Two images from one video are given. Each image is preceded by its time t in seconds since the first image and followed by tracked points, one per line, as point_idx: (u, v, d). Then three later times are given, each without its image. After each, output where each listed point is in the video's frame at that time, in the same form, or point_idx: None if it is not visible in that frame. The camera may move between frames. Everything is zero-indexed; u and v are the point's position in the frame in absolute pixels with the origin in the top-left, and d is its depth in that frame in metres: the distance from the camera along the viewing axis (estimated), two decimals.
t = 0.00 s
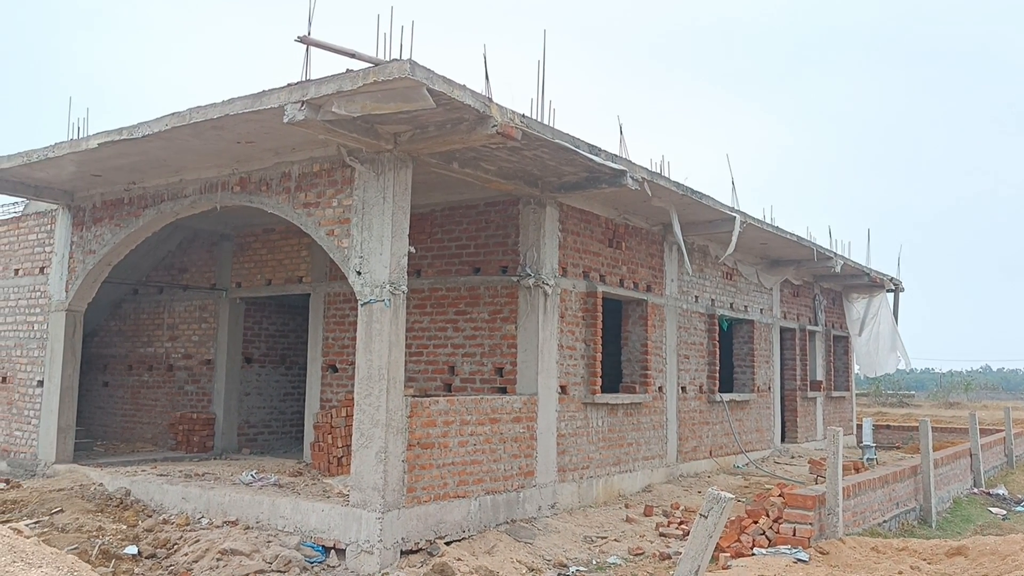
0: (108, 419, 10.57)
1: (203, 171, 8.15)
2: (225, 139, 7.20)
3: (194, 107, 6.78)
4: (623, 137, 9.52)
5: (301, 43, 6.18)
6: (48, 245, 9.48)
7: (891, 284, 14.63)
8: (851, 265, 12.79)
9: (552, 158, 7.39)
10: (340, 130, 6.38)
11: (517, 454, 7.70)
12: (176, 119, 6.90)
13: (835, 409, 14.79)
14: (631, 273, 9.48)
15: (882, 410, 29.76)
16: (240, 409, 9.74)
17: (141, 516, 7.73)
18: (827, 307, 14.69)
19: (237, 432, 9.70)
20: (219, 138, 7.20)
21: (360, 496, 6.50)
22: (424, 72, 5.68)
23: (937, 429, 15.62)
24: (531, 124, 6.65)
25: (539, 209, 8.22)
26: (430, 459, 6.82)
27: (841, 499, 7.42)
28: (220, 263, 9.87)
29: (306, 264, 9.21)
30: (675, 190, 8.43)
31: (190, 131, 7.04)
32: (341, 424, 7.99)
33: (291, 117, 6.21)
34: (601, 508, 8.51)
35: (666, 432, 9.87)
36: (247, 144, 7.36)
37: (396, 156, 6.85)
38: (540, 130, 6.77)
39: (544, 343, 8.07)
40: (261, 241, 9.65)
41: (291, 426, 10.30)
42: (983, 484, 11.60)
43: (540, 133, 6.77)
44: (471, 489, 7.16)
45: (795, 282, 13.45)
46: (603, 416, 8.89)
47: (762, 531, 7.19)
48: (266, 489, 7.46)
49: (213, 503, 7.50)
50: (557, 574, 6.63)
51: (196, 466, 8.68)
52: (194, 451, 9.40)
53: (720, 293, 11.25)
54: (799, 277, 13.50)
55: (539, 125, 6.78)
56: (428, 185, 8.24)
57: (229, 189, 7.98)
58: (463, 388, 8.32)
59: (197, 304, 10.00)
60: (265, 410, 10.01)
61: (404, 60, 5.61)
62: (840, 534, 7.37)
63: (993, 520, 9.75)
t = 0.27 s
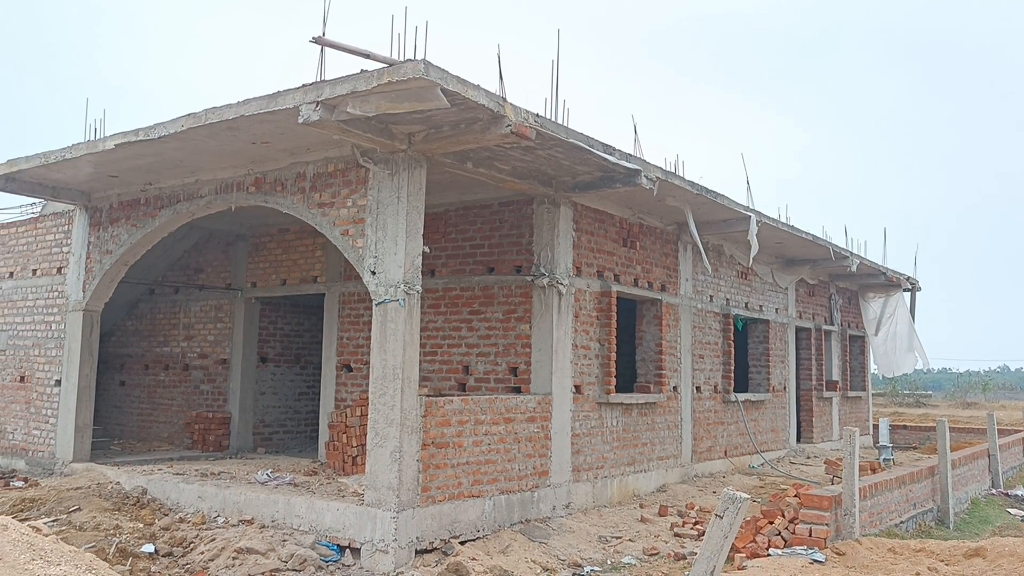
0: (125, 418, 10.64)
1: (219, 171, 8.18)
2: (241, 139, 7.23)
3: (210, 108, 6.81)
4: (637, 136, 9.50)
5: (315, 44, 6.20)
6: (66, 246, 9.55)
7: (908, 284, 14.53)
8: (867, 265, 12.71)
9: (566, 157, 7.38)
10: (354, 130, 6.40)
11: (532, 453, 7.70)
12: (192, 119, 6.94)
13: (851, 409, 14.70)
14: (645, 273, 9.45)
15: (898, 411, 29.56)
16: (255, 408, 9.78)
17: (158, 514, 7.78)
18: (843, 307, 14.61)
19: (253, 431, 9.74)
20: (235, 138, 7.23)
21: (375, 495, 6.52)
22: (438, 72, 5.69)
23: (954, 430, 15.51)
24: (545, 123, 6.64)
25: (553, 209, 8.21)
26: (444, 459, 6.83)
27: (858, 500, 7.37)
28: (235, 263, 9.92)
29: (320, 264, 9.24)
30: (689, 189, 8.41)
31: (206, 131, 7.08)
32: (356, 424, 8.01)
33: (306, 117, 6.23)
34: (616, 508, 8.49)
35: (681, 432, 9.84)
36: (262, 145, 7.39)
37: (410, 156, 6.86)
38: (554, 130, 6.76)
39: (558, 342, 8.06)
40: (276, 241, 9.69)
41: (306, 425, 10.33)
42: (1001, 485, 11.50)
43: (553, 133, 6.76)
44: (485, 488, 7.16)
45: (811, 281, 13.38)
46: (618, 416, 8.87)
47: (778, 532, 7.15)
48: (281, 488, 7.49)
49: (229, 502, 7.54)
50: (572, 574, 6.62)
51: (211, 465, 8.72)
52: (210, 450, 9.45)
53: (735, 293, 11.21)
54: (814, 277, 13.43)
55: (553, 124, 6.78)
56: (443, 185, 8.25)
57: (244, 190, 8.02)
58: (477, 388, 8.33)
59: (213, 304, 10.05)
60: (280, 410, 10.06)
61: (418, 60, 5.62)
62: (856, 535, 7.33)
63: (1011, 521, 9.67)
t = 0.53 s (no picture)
0: (144, 420, 10.72)
1: (236, 175, 8.23)
2: (258, 142, 7.28)
3: (228, 112, 6.86)
4: (653, 137, 9.48)
5: (332, 47, 6.23)
6: (85, 249, 9.64)
7: (927, 285, 14.42)
8: (885, 266, 12.62)
9: (582, 159, 7.37)
10: (371, 133, 6.42)
11: (548, 456, 7.69)
12: (210, 123, 6.98)
13: (869, 411, 14.60)
14: (661, 275, 9.43)
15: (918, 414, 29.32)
16: (272, 410, 9.83)
17: (177, 515, 7.83)
18: (861, 309, 14.52)
19: (270, 433, 9.79)
20: (252, 142, 7.27)
21: (392, 497, 6.54)
22: (454, 75, 5.70)
23: (975, 432, 15.36)
24: (561, 125, 6.64)
25: (569, 211, 8.21)
26: (461, 461, 6.84)
27: (877, 503, 7.33)
28: (252, 265, 9.98)
29: (337, 266, 9.27)
30: (706, 190, 8.38)
31: (224, 135, 7.13)
32: (372, 426, 8.03)
33: (322, 120, 6.25)
34: (632, 511, 8.47)
35: (698, 434, 9.80)
36: (279, 148, 7.43)
37: (426, 159, 6.88)
38: (570, 132, 6.76)
39: (574, 344, 8.05)
40: (293, 244, 9.73)
41: (323, 427, 10.37)
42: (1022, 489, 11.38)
43: (569, 134, 6.76)
44: (502, 490, 7.16)
45: (828, 283, 13.30)
46: (634, 418, 8.85)
47: (796, 535, 7.11)
48: (298, 489, 7.53)
49: (247, 503, 7.58)
50: None
51: (229, 467, 8.78)
52: (228, 452, 9.50)
53: (752, 295, 11.16)
54: (832, 278, 13.35)
55: (569, 126, 6.78)
56: (459, 187, 8.26)
57: (261, 193, 8.06)
58: (493, 390, 8.33)
59: (230, 306, 10.11)
60: (297, 412, 10.10)
61: (434, 63, 5.63)
62: (876, 538, 7.28)
63: None
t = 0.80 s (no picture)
0: (161, 420, 10.79)
1: (252, 177, 8.27)
2: (274, 144, 7.31)
3: (244, 113, 6.89)
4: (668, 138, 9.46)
5: (348, 49, 6.26)
6: (103, 250, 9.71)
7: (946, 285, 14.31)
8: (902, 266, 12.54)
9: (597, 160, 7.37)
10: (386, 134, 6.44)
11: (563, 456, 7.69)
12: (227, 125, 7.03)
13: (887, 413, 14.50)
14: (677, 275, 9.40)
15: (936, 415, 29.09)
16: (288, 411, 9.87)
17: (194, 515, 7.88)
18: (878, 309, 14.43)
19: (286, 433, 9.84)
20: (268, 143, 7.31)
21: (408, 497, 6.55)
22: (469, 76, 5.71)
23: (994, 434, 15.23)
24: (576, 126, 6.64)
25: (584, 211, 8.21)
26: (476, 462, 6.84)
27: (894, 505, 7.28)
28: (268, 266, 10.02)
29: (352, 267, 9.30)
30: (722, 191, 8.36)
31: (240, 137, 7.17)
32: (387, 427, 8.05)
33: (338, 122, 6.28)
34: (648, 512, 8.45)
35: (713, 435, 9.77)
36: (294, 150, 7.46)
37: (441, 160, 6.89)
38: (585, 132, 6.76)
39: (589, 345, 8.04)
40: (308, 245, 9.77)
41: (338, 428, 10.41)
42: None
43: (584, 135, 6.76)
44: (517, 491, 7.16)
45: (845, 283, 13.23)
46: (650, 419, 8.83)
47: (813, 537, 7.06)
48: (314, 490, 7.56)
49: (263, 503, 7.61)
50: None
51: (246, 467, 8.82)
52: (244, 452, 9.55)
53: (767, 296, 11.11)
54: (849, 279, 13.27)
55: (584, 126, 6.77)
56: (473, 188, 8.27)
57: (277, 194, 8.10)
58: (509, 391, 8.33)
59: (246, 307, 10.16)
60: (313, 412, 10.14)
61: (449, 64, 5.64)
62: (894, 540, 7.23)
63: None
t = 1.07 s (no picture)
0: (178, 419, 10.86)
1: (268, 177, 8.31)
2: (290, 144, 7.34)
3: (260, 114, 6.93)
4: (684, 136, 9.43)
5: (363, 49, 6.28)
6: (121, 250, 9.79)
7: (964, 284, 14.20)
8: (920, 265, 12.45)
9: (612, 159, 7.36)
10: (401, 134, 6.45)
11: (578, 456, 7.68)
12: (243, 126, 7.07)
13: (905, 412, 14.40)
14: (692, 274, 9.38)
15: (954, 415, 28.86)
16: (304, 409, 9.92)
17: (211, 513, 7.93)
18: (896, 308, 14.33)
19: (302, 432, 9.88)
20: (284, 144, 7.34)
21: (423, 496, 6.56)
22: (484, 75, 5.71)
23: (1014, 434, 15.10)
24: (591, 124, 6.63)
25: (599, 210, 8.20)
26: (491, 460, 6.84)
27: (913, 505, 7.24)
28: (284, 266, 10.07)
29: (368, 266, 9.33)
30: (737, 189, 8.33)
31: (256, 137, 7.20)
32: (403, 425, 8.06)
33: (353, 122, 6.30)
34: (663, 511, 8.43)
35: (729, 435, 9.73)
36: (310, 150, 7.50)
37: (456, 159, 6.90)
38: (600, 131, 6.75)
39: (604, 344, 8.03)
40: (324, 244, 9.81)
41: (354, 427, 10.44)
42: None
43: (599, 134, 6.75)
44: (532, 490, 7.16)
45: (862, 282, 13.15)
46: (665, 418, 8.81)
47: (830, 536, 7.02)
48: (330, 488, 7.59)
49: (280, 502, 7.65)
50: None
51: (263, 466, 8.87)
52: (261, 451, 9.60)
53: (784, 294, 11.06)
54: (866, 277, 13.19)
55: (599, 125, 6.76)
56: (488, 187, 8.27)
57: (293, 194, 8.13)
58: (524, 390, 8.33)
59: (263, 307, 10.22)
60: (328, 411, 10.19)
61: (464, 64, 5.65)
62: (912, 541, 7.19)
63: None
